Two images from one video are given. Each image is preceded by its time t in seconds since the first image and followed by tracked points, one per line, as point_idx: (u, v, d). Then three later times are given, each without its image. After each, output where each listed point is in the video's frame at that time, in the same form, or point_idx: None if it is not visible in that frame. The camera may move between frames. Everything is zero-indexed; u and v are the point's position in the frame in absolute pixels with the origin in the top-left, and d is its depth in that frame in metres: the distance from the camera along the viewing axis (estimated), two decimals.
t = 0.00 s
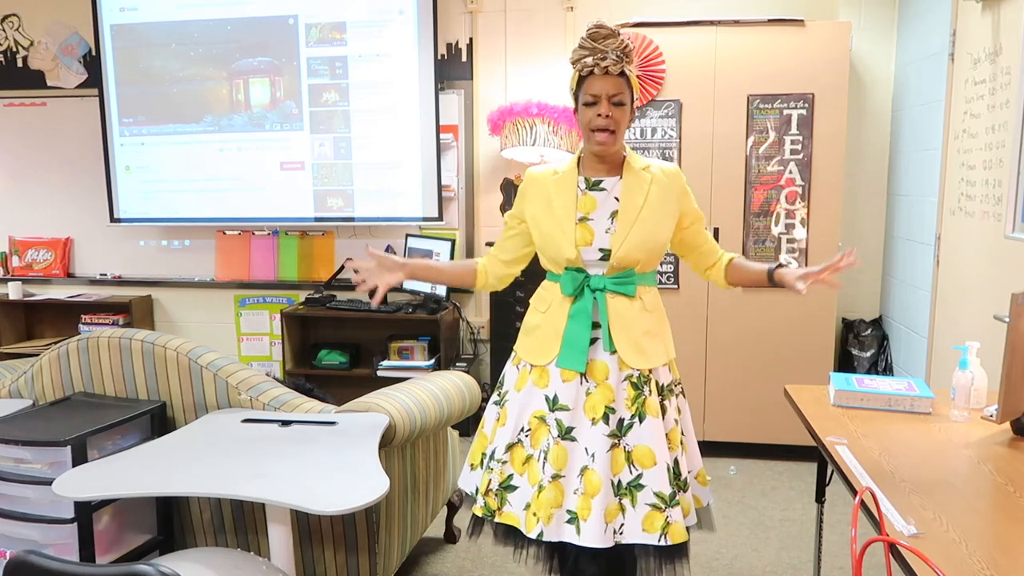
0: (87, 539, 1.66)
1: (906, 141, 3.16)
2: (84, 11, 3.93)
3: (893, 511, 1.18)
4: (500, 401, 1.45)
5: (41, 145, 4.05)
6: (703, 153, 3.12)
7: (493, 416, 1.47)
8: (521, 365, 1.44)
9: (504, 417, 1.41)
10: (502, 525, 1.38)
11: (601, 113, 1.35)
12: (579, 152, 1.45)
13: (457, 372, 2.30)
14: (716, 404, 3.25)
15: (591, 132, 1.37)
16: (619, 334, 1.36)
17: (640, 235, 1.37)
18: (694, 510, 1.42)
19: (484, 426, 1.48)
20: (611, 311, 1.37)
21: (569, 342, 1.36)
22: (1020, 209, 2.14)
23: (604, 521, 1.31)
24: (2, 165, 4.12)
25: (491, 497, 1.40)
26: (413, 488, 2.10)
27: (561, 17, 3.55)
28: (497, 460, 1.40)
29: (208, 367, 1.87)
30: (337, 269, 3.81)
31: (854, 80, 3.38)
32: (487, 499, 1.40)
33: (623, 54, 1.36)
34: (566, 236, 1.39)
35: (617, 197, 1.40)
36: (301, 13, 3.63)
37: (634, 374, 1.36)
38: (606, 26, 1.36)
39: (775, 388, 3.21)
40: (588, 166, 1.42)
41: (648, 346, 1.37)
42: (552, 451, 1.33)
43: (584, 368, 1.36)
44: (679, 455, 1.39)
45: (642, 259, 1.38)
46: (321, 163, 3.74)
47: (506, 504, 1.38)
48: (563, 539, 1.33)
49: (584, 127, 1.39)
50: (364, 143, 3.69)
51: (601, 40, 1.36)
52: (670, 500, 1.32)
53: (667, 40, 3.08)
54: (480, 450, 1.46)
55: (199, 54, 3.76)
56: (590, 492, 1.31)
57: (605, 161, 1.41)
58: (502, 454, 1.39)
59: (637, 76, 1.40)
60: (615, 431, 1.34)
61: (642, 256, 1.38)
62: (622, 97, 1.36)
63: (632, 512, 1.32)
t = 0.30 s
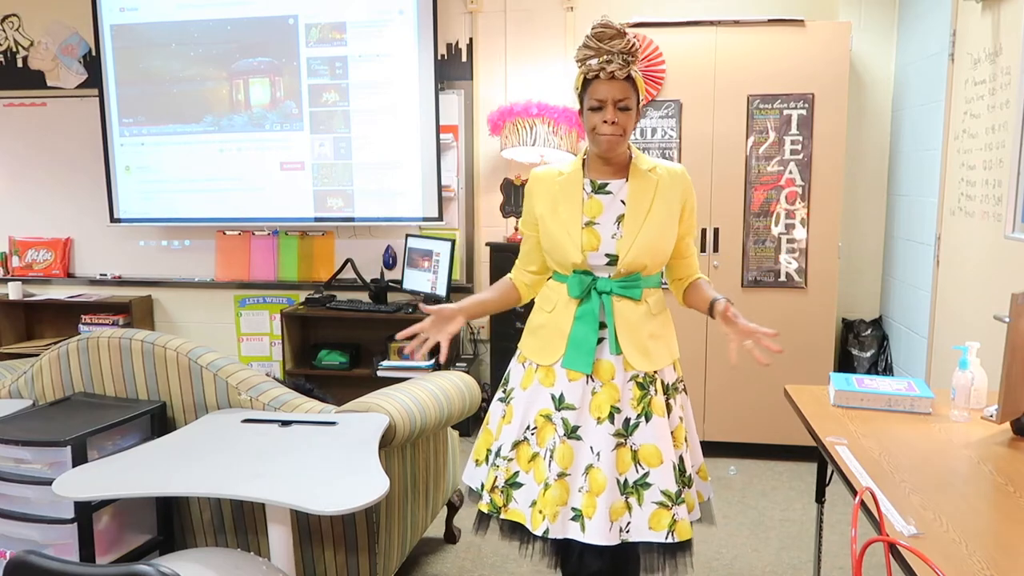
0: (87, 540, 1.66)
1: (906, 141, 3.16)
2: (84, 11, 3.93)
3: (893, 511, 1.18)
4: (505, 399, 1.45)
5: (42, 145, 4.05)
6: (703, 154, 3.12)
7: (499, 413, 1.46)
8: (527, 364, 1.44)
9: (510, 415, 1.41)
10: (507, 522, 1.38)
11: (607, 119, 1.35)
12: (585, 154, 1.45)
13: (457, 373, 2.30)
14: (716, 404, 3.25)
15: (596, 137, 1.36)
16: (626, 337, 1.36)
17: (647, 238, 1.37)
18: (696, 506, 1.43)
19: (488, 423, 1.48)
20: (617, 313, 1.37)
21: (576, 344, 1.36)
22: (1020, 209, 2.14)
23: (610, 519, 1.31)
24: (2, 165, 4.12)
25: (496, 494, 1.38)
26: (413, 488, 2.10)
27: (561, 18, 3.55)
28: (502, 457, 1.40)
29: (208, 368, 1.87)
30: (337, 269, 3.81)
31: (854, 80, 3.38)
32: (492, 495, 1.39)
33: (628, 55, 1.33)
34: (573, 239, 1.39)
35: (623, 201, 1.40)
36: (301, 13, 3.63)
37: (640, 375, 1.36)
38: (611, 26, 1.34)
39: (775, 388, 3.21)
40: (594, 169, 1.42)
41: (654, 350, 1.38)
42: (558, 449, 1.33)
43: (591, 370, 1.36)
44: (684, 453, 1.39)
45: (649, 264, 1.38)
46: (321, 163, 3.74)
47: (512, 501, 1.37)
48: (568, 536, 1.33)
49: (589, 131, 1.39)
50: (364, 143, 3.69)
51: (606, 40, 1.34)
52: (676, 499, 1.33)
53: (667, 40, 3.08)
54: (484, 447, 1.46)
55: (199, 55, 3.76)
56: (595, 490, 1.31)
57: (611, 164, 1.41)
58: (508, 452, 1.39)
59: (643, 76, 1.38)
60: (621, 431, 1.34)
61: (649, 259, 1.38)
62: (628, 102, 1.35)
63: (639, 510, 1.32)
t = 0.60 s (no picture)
0: (87, 540, 1.66)
1: (906, 141, 3.16)
2: (84, 11, 3.93)
3: (893, 511, 1.18)
4: (511, 398, 1.45)
5: (42, 145, 4.05)
6: (703, 153, 3.12)
7: (505, 412, 1.46)
8: (533, 364, 1.44)
9: (516, 414, 1.41)
10: (513, 520, 1.38)
11: (609, 122, 1.34)
12: (589, 156, 1.45)
13: (457, 373, 2.30)
14: (716, 405, 3.25)
15: (600, 140, 1.36)
16: (632, 338, 1.36)
17: (650, 239, 1.37)
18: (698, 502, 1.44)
19: (494, 422, 1.48)
20: (623, 315, 1.37)
21: (582, 345, 1.37)
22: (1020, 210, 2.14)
23: (619, 518, 1.30)
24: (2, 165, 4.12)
25: (503, 493, 1.39)
26: (413, 488, 2.10)
27: (561, 18, 3.55)
28: (509, 456, 1.40)
29: (208, 368, 1.87)
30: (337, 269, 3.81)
31: (854, 81, 3.38)
32: (499, 494, 1.39)
33: (630, 58, 1.33)
34: (578, 241, 1.39)
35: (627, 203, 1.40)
36: (301, 13, 3.63)
37: (647, 375, 1.36)
38: (614, 29, 1.35)
39: (775, 388, 3.21)
40: (598, 172, 1.42)
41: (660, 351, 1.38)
42: (564, 448, 1.33)
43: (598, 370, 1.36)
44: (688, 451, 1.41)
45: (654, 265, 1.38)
46: (321, 163, 3.74)
47: (518, 500, 1.37)
48: (575, 536, 1.33)
49: (592, 135, 1.38)
50: (364, 143, 3.69)
51: (608, 44, 1.34)
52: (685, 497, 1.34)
53: (666, 40, 3.08)
54: (490, 446, 1.46)
55: (199, 55, 3.76)
56: (603, 489, 1.31)
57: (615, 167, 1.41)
58: (515, 451, 1.39)
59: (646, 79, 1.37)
60: (629, 430, 1.34)
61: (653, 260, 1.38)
62: (630, 106, 1.35)
63: (649, 510, 1.32)
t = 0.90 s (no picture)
0: (87, 540, 1.66)
1: (906, 141, 3.16)
2: (84, 12, 3.93)
3: (893, 511, 1.18)
4: (525, 398, 1.47)
5: (42, 145, 4.05)
6: (703, 154, 3.12)
7: (519, 412, 1.47)
8: (547, 364, 1.46)
9: (530, 414, 1.42)
10: (526, 520, 1.39)
11: (619, 119, 1.35)
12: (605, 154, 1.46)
13: (457, 372, 2.30)
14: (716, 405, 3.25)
15: (612, 136, 1.38)
16: (642, 335, 1.36)
17: (660, 234, 1.37)
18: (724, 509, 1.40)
19: (509, 422, 1.50)
20: (633, 312, 1.38)
21: (593, 343, 1.38)
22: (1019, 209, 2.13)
23: (623, 518, 1.32)
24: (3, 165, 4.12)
25: (516, 493, 1.40)
26: (413, 488, 2.10)
27: (561, 18, 3.55)
28: (522, 456, 1.41)
29: (208, 368, 1.87)
30: (337, 269, 3.81)
31: (854, 81, 3.38)
32: (510, 493, 1.41)
33: (640, 54, 1.34)
34: (589, 237, 1.40)
35: (639, 199, 1.41)
36: (301, 13, 3.63)
37: (658, 373, 1.36)
38: (623, 26, 1.35)
39: (776, 389, 3.21)
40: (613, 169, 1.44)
41: (673, 348, 1.36)
42: (577, 447, 1.34)
43: (609, 368, 1.37)
44: (707, 455, 1.38)
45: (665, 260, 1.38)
46: (321, 163, 3.74)
47: (531, 501, 1.38)
48: (585, 534, 1.34)
49: (604, 131, 1.40)
50: (364, 143, 3.69)
51: (618, 41, 1.35)
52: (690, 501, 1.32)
53: (666, 40, 3.08)
54: (503, 446, 1.49)
55: (199, 55, 3.76)
56: (610, 488, 1.33)
57: (629, 162, 1.43)
58: (527, 451, 1.41)
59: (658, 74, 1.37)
60: (636, 429, 1.34)
61: (663, 255, 1.38)
62: (641, 101, 1.35)
63: (654, 511, 1.32)
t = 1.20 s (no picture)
0: (87, 541, 1.66)
1: (906, 141, 3.16)
2: (85, 12, 3.93)
3: (893, 511, 1.18)
4: (553, 404, 1.47)
5: (42, 146, 4.05)
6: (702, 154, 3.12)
7: (547, 421, 1.47)
8: (574, 369, 1.45)
9: (558, 420, 1.42)
10: (559, 530, 1.38)
11: (636, 120, 1.35)
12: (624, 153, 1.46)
13: (457, 372, 2.30)
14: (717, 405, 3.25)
15: (629, 136, 1.37)
16: (671, 335, 1.37)
17: (683, 232, 1.38)
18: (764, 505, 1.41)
19: (539, 433, 1.49)
20: (661, 311, 1.38)
21: (622, 343, 1.38)
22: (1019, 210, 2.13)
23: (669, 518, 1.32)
24: (3, 166, 4.12)
25: (546, 501, 1.39)
26: (413, 488, 2.10)
27: (561, 18, 3.55)
28: (552, 464, 1.40)
29: (208, 368, 1.87)
30: (337, 269, 3.81)
31: (854, 81, 3.38)
32: (542, 502, 1.39)
33: (659, 54, 1.33)
34: (612, 238, 1.40)
35: (659, 197, 1.41)
36: (301, 13, 3.63)
37: (690, 372, 1.37)
38: (644, 25, 1.34)
39: (775, 389, 3.21)
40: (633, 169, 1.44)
41: (702, 347, 1.37)
42: (613, 451, 1.33)
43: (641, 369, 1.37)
44: (739, 453, 1.39)
45: (689, 257, 1.38)
46: (321, 163, 3.74)
47: (562, 509, 1.37)
48: (629, 541, 1.33)
49: (622, 131, 1.39)
50: (364, 143, 3.69)
51: (638, 40, 1.34)
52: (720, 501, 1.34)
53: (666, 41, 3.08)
54: (535, 459, 1.47)
55: (200, 55, 3.77)
56: (654, 492, 1.32)
57: (648, 162, 1.42)
58: (558, 458, 1.39)
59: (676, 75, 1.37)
60: (671, 429, 1.36)
61: (686, 254, 1.38)
62: (658, 101, 1.34)
63: (687, 506, 1.34)
